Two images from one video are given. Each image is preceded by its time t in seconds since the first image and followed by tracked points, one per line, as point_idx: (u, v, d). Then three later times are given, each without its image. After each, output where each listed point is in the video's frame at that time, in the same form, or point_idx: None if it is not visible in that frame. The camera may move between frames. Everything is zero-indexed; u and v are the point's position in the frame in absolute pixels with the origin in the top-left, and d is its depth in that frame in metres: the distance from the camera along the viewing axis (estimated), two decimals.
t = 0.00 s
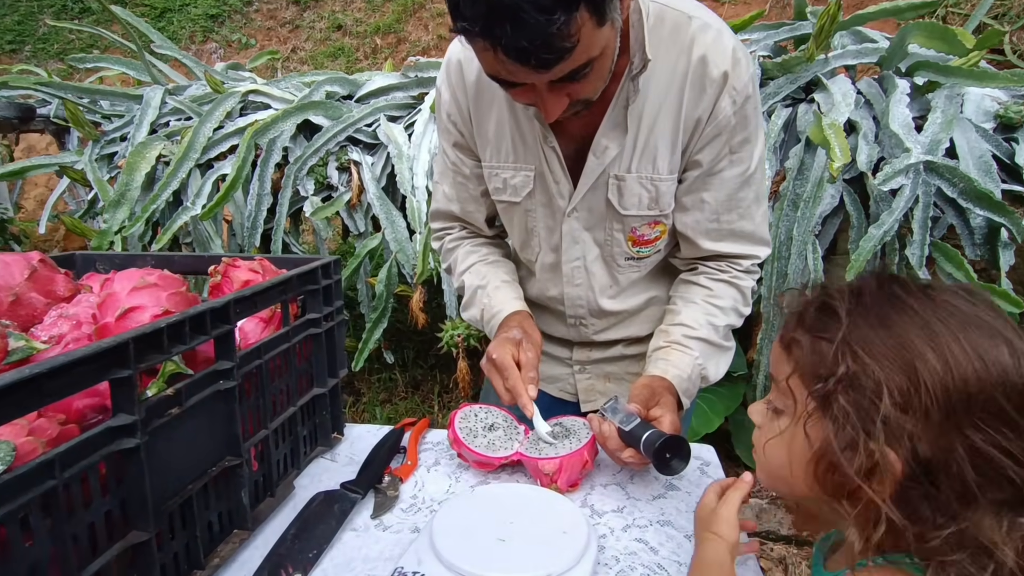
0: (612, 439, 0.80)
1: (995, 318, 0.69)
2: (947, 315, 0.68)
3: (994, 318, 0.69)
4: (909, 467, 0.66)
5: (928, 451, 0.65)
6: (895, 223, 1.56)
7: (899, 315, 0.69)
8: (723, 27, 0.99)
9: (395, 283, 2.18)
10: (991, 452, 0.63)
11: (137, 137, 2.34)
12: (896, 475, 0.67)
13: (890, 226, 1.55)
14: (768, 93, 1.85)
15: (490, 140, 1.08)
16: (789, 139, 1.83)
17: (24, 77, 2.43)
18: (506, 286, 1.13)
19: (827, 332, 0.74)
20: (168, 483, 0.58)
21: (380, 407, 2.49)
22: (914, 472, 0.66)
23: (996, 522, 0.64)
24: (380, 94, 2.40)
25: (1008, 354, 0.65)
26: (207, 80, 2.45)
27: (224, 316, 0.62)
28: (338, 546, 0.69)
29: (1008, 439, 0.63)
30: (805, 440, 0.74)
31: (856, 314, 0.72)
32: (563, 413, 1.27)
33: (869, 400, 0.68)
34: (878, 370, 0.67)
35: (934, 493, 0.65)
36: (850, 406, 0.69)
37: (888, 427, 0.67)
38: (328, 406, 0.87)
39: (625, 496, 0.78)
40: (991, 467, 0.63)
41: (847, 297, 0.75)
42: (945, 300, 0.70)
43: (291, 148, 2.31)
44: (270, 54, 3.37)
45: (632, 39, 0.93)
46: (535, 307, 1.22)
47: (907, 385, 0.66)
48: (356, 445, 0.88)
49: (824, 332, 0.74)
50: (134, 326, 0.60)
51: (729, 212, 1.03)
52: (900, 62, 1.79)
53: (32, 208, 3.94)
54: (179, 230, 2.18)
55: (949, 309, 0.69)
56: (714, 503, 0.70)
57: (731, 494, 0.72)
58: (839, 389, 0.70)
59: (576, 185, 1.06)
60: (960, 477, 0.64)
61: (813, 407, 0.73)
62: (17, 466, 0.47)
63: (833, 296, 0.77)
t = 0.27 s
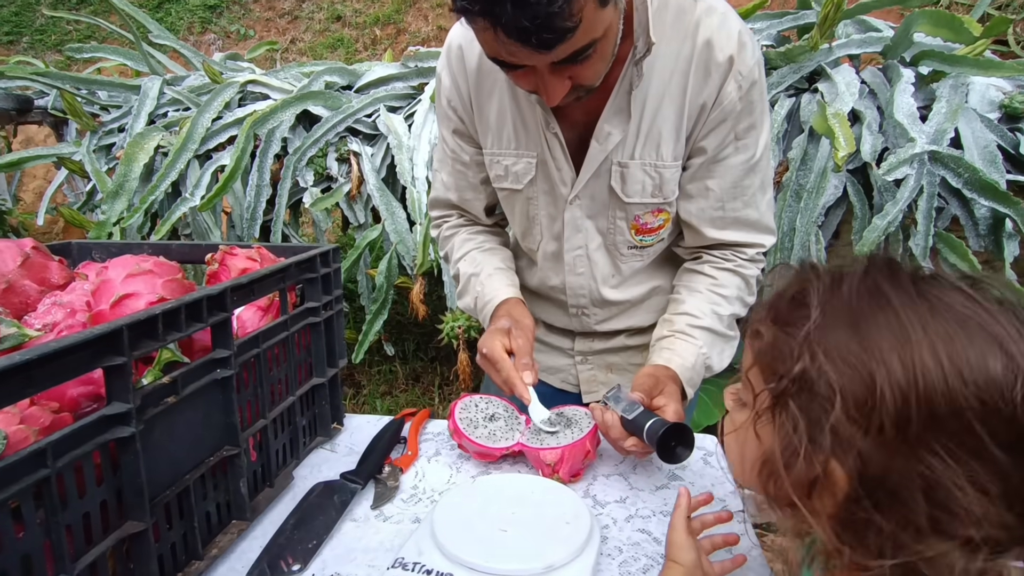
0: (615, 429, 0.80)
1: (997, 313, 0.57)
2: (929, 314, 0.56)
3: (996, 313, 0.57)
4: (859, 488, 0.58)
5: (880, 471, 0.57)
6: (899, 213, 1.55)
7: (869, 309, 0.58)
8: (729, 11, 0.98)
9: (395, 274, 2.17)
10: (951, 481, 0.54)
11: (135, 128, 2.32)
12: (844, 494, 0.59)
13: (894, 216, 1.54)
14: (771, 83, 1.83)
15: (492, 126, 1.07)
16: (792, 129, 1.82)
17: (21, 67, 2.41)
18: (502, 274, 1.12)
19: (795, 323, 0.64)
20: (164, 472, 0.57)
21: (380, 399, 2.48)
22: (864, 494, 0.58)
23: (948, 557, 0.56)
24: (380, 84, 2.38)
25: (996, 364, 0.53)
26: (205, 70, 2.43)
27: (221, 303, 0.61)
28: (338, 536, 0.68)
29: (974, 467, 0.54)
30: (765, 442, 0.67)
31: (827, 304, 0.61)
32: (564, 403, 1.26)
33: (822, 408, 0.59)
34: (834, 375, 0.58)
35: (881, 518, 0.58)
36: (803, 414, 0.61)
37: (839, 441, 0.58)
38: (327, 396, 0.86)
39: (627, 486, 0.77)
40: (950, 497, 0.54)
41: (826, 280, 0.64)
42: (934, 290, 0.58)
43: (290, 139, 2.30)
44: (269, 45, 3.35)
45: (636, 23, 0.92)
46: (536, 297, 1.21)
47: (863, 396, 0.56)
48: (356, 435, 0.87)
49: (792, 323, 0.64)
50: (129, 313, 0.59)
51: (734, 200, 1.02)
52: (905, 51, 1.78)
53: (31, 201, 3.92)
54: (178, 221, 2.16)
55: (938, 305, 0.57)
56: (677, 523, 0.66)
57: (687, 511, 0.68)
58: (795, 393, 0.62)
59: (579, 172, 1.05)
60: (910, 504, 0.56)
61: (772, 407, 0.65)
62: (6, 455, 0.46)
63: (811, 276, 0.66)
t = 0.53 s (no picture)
0: (618, 423, 0.80)
1: (972, 319, 0.55)
2: (896, 328, 0.55)
3: (970, 319, 0.55)
4: (841, 509, 0.59)
5: (860, 493, 0.57)
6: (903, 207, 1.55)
7: (836, 331, 0.57)
8: None
9: (396, 269, 2.16)
10: (929, 502, 0.54)
11: (135, 121, 2.31)
12: (828, 514, 0.60)
13: (898, 210, 1.53)
14: (774, 76, 1.82)
15: (495, 116, 1.06)
16: (795, 123, 1.81)
17: (20, 60, 2.40)
18: (510, 269, 1.12)
19: (766, 344, 0.63)
20: (167, 464, 0.57)
21: (382, 393, 2.48)
22: (847, 516, 0.58)
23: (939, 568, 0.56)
24: (381, 78, 2.37)
25: (968, 380, 0.52)
26: (206, 63, 2.42)
27: (224, 295, 0.61)
28: (341, 528, 0.68)
29: (952, 485, 0.53)
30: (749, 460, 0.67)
31: (793, 326, 0.60)
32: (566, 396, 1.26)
33: (797, 433, 0.59)
34: (804, 402, 0.58)
35: (866, 536, 0.58)
36: (781, 438, 0.61)
37: (816, 465, 0.59)
38: (330, 389, 0.86)
39: (631, 480, 0.77)
40: (931, 515, 0.54)
41: (795, 295, 0.63)
42: (902, 302, 0.56)
43: (291, 133, 2.29)
44: (268, 39, 3.34)
45: (640, 11, 0.91)
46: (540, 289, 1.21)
47: (834, 424, 0.56)
48: (358, 428, 0.87)
49: (764, 344, 0.64)
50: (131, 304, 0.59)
51: (738, 190, 1.01)
52: (909, 44, 1.77)
53: (31, 195, 3.92)
54: (178, 215, 2.16)
55: (905, 316, 0.55)
56: (675, 513, 0.67)
57: (681, 504, 0.68)
58: (770, 417, 0.62)
59: (583, 162, 1.05)
60: (892, 523, 0.56)
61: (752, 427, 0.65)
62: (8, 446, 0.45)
63: (783, 290, 0.65)
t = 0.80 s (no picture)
0: (623, 417, 0.79)
1: (962, 308, 0.55)
2: (889, 318, 0.55)
3: (961, 308, 0.55)
4: (838, 502, 0.57)
5: (857, 484, 0.56)
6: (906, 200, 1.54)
7: (830, 322, 0.57)
8: None
9: (397, 264, 2.16)
10: (926, 491, 0.53)
11: (135, 116, 2.30)
12: (825, 507, 0.59)
13: (900, 204, 1.52)
14: (776, 70, 1.81)
15: (495, 105, 1.06)
16: (796, 117, 1.80)
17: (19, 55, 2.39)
18: (507, 263, 1.11)
19: (759, 337, 0.62)
20: (167, 459, 0.57)
21: (383, 388, 2.48)
22: (845, 508, 0.57)
23: (938, 558, 0.55)
24: (381, 72, 2.37)
25: (962, 367, 0.52)
26: (205, 57, 2.41)
27: (223, 288, 0.61)
28: (341, 523, 0.68)
29: (948, 473, 0.53)
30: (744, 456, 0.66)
31: (786, 318, 0.60)
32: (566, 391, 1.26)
33: (793, 426, 0.58)
34: (800, 394, 0.57)
35: (864, 529, 0.57)
36: (776, 431, 0.60)
37: (813, 457, 0.57)
38: (330, 384, 0.86)
39: (633, 474, 0.76)
40: (928, 504, 0.54)
41: (787, 288, 0.63)
42: (894, 292, 0.56)
43: (291, 127, 2.29)
44: (268, 33, 3.34)
45: None
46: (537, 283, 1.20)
47: (830, 415, 0.55)
48: (359, 423, 0.86)
49: (757, 337, 0.63)
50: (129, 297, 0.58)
51: (739, 181, 1.01)
52: (912, 38, 1.76)
53: (32, 191, 3.91)
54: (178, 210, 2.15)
55: (897, 306, 0.55)
56: (670, 506, 0.67)
57: (677, 499, 0.68)
58: (765, 410, 0.60)
59: (583, 152, 1.04)
60: (889, 514, 0.55)
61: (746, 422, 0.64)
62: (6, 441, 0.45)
63: (774, 283, 0.64)
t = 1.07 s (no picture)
0: (622, 420, 0.79)
1: (943, 306, 0.55)
2: (864, 314, 0.55)
3: (941, 307, 0.55)
4: (809, 491, 0.59)
5: (825, 473, 0.57)
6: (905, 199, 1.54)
7: (808, 316, 0.58)
8: None
9: (395, 263, 2.16)
10: (891, 486, 0.54)
11: (133, 115, 2.30)
12: (797, 495, 0.60)
13: (899, 204, 1.52)
14: (775, 69, 1.81)
15: (491, 101, 1.05)
16: (795, 116, 1.80)
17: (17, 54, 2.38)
18: (509, 262, 1.11)
19: (743, 327, 0.63)
20: (160, 460, 0.57)
21: (382, 387, 2.48)
22: (814, 497, 0.59)
23: (903, 550, 0.56)
24: (380, 71, 2.36)
25: (933, 367, 0.53)
26: (204, 56, 2.41)
27: (216, 288, 0.60)
28: (337, 523, 0.68)
29: (912, 468, 0.54)
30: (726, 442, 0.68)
31: (768, 310, 0.61)
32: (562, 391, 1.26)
33: (767, 416, 0.60)
34: (775, 384, 0.58)
35: (832, 518, 0.59)
36: (753, 419, 0.61)
37: (785, 446, 0.59)
38: (326, 383, 0.86)
39: (629, 475, 0.76)
40: (893, 498, 0.55)
41: (774, 280, 0.63)
42: (875, 289, 0.57)
43: (290, 126, 2.29)
44: (266, 32, 3.33)
45: None
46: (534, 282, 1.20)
47: (802, 407, 0.57)
48: (355, 423, 0.86)
49: (741, 326, 0.64)
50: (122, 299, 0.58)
51: (735, 178, 1.01)
52: (912, 36, 1.76)
53: (31, 189, 3.91)
54: (176, 209, 2.15)
55: (875, 302, 0.56)
56: (655, 505, 0.67)
57: (663, 498, 0.68)
58: (743, 399, 0.62)
59: (579, 148, 1.04)
60: (855, 507, 0.57)
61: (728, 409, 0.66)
62: None
63: (763, 274, 0.65)
